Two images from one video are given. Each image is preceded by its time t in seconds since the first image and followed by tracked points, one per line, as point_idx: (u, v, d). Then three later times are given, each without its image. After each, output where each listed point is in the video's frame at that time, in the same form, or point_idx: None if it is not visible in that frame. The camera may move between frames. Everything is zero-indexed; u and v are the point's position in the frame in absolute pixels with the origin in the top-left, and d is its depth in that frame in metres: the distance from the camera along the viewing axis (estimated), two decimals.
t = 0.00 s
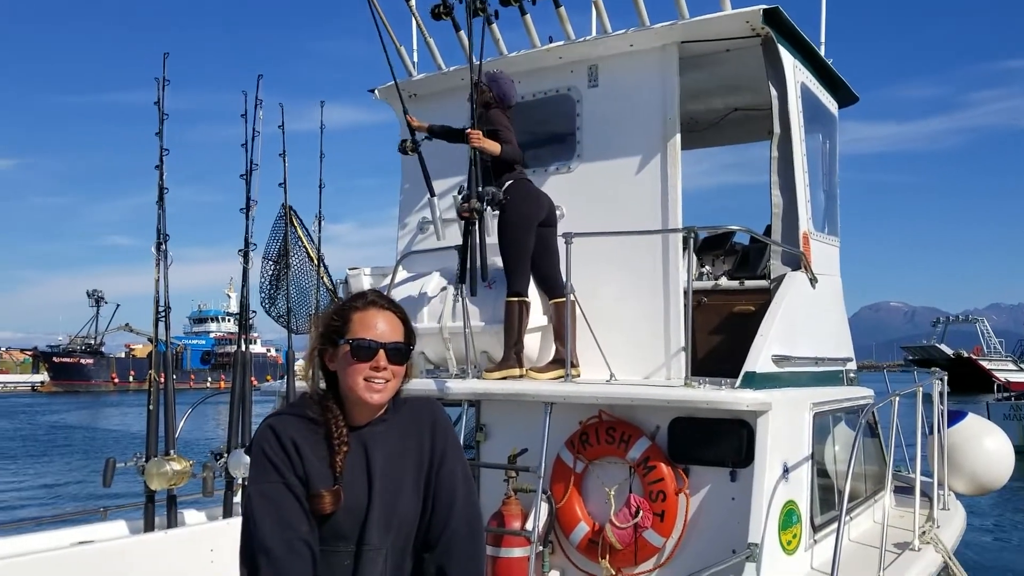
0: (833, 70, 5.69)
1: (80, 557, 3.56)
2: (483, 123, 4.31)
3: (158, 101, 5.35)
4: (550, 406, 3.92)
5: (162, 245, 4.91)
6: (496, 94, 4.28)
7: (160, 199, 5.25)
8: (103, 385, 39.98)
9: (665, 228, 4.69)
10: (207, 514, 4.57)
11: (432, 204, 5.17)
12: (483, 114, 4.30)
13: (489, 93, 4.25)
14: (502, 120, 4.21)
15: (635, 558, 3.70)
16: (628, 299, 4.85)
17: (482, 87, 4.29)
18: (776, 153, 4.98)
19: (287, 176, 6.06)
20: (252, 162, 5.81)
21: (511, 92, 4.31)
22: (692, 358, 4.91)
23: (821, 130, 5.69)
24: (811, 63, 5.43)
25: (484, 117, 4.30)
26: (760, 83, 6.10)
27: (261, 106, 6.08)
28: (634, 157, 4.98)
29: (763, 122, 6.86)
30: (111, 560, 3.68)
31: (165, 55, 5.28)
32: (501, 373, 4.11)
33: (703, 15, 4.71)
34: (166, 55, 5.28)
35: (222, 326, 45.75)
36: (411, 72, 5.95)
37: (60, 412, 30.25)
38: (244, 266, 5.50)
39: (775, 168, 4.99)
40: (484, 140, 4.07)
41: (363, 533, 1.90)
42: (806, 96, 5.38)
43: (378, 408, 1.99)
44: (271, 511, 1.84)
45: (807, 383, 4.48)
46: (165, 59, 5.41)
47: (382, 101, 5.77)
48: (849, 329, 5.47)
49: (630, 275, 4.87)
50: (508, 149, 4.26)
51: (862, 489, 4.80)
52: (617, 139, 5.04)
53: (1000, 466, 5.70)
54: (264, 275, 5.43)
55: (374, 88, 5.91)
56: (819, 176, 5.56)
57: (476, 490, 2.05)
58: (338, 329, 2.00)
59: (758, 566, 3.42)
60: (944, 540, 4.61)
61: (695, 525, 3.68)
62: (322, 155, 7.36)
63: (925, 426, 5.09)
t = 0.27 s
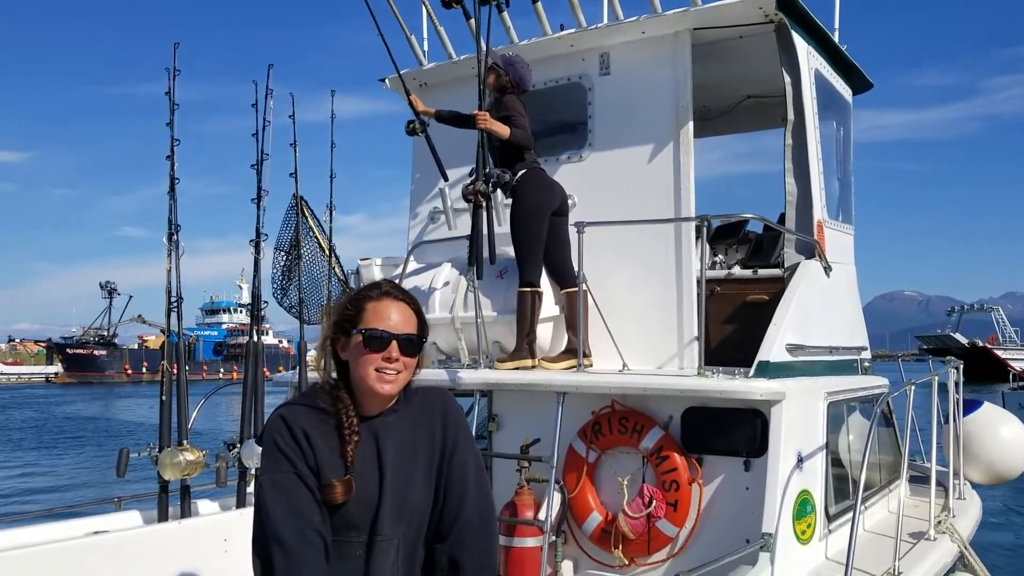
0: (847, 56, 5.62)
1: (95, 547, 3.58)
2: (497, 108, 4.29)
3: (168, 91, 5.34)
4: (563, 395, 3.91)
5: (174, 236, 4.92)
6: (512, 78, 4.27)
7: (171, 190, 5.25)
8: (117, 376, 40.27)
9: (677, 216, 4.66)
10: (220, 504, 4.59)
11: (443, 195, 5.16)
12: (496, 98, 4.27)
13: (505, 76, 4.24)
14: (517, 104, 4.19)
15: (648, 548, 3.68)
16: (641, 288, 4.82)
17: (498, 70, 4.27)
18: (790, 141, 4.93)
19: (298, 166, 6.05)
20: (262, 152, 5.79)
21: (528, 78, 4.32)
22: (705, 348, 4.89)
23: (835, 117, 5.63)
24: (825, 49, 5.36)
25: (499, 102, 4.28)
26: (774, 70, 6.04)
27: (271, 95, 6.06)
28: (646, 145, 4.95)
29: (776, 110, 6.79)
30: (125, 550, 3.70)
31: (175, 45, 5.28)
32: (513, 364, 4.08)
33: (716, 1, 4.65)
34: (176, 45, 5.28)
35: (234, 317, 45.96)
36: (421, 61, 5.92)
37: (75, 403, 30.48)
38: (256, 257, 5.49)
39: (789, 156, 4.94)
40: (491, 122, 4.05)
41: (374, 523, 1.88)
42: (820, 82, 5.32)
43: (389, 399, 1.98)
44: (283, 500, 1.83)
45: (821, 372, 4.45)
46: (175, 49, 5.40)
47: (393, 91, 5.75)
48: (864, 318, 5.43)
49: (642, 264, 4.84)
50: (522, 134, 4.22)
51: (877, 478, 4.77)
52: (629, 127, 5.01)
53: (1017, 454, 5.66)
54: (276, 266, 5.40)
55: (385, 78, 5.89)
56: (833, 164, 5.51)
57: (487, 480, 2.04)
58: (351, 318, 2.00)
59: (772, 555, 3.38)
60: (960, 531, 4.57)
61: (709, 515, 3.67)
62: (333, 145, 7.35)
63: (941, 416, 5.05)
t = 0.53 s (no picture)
0: (851, 30, 5.57)
1: (101, 522, 3.61)
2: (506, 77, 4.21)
3: (167, 67, 5.31)
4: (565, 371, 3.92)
5: (175, 213, 4.90)
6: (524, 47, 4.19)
7: (171, 166, 5.23)
8: (120, 354, 40.39)
9: (680, 192, 4.64)
10: (224, 480, 4.62)
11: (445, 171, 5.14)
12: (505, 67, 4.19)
13: (518, 45, 4.16)
14: (526, 76, 4.12)
15: (650, 523, 3.70)
16: (643, 264, 4.81)
17: (509, 39, 4.19)
18: (794, 116, 4.89)
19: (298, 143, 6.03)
20: (263, 129, 5.76)
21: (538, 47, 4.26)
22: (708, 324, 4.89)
23: (838, 92, 5.58)
24: (829, 23, 5.31)
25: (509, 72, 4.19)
26: (777, 45, 5.99)
27: (271, 71, 6.02)
28: (649, 121, 4.91)
29: (779, 85, 6.74)
30: (131, 525, 3.73)
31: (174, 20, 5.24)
32: (517, 341, 4.09)
33: None
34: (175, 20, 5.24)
35: (236, 294, 46.01)
36: (421, 36, 5.87)
37: (78, 381, 30.61)
38: (257, 235, 5.49)
39: (791, 131, 4.91)
40: (501, 92, 3.96)
41: (377, 499, 1.90)
42: (824, 57, 5.28)
43: (391, 374, 1.98)
44: (287, 476, 1.82)
45: (823, 348, 4.45)
46: (174, 24, 5.36)
47: (393, 66, 5.71)
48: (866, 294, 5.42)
49: (644, 241, 4.83)
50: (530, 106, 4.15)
51: (879, 454, 4.79)
52: (631, 102, 4.97)
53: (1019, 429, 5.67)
54: (278, 244, 5.41)
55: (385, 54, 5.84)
56: (837, 139, 5.47)
57: (488, 457, 2.07)
58: (353, 294, 1.99)
59: (774, 530, 3.40)
60: (961, 505, 4.60)
61: (711, 490, 3.69)
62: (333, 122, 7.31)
63: (943, 391, 5.06)
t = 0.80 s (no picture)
0: (854, 10, 5.52)
1: (102, 502, 3.62)
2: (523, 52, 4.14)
3: (165, 45, 5.26)
4: (566, 352, 3.91)
5: (174, 193, 4.88)
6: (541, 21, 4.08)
7: (170, 147, 5.20)
8: (121, 336, 40.43)
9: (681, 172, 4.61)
10: (225, 461, 4.63)
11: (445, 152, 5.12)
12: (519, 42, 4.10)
13: (536, 18, 4.06)
14: (541, 53, 4.04)
15: (650, 504, 3.71)
16: (644, 246, 4.80)
17: (526, 14, 4.08)
18: (796, 96, 4.85)
19: (297, 123, 5.98)
20: (262, 108, 5.72)
21: (556, 19, 4.14)
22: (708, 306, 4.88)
23: (841, 73, 5.54)
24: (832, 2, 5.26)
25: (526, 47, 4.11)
26: (780, 24, 5.94)
27: (270, 50, 5.97)
28: (650, 101, 4.88)
29: (782, 65, 6.69)
30: (132, 506, 3.74)
31: None
32: (517, 323, 4.11)
33: None
34: None
35: (236, 276, 45.98)
36: (421, 15, 5.81)
37: (80, 363, 30.68)
38: (257, 215, 5.47)
39: (794, 111, 4.88)
40: (503, 67, 3.88)
41: (373, 478, 1.88)
42: (827, 36, 5.23)
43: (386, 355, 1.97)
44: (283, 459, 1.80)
45: (824, 330, 4.44)
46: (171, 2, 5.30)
47: (392, 46, 5.66)
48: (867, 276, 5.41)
49: (645, 222, 4.81)
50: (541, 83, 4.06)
51: (878, 435, 4.79)
52: (633, 82, 4.93)
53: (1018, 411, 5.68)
54: (278, 226, 5.40)
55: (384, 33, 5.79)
56: (839, 119, 5.44)
57: (485, 436, 2.10)
58: (350, 274, 1.97)
59: (774, 510, 3.42)
60: (960, 486, 4.61)
61: (710, 471, 3.70)
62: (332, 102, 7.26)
63: (943, 373, 5.06)
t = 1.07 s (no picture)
0: (854, 7, 5.51)
1: (101, 499, 3.62)
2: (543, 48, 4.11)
3: (164, 42, 5.25)
4: (566, 350, 3.91)
5: (173, 190, 4.87)
6: (563, 18, 4.05)
7: (169, 143, 5.19)
8: (120, 333, 40.42)
9: (681, 169, 4.61)
10: (225, 458, 4.63)
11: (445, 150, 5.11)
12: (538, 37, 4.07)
13: (559, 16, 4.02)
14: (562, 50, 3.99)
15: (649, 501, 3.71)
16: (644, 243, 4.79)
17: (549, 12, 4.04)
18: (795, 93, 4.84)
19: (297, 119, 5.98)
20: (262, 105, 5.71)
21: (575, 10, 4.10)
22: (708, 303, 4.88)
23: (841, 70, 5.53)
24: None
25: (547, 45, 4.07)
26: (780, 21, 5.93)
27: (269, 46, 5.96)
28: (651, 98, 4.87)
29: (782, 62, 6.68)
30: (133, 503, 3.74)
31: None
32: (517, 320, 4.10)
33: None
34: None
35: (236, 273, 45.97)
36: (421, 12, 5.80)
37: (80, 360, 30.68)
38: (256, 212, 5.47)
39: (794, 108, 4.88)
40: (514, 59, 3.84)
41: (367, 476, 1.88)
42: (827, 34, 5.22)
43: (378, 352, 1.96)
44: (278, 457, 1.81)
45: (824, 327, 4.44)
46: None
47: (392, 42, 5.65)
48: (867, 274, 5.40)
49: (645, 219, 4.80)
50: (557, 78, 4.01)
51: (878, 433, 4.79)
52: (633, 79, 4.92)
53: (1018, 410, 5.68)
54: (277, 223, 5.39)
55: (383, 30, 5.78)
56: (839, 117, 5.43)
57: (481, 433, 2.08)
58: (346, 270, 1.97)
59: (774, 508, 3.42)
60: (960, 484, 4.61)
61: (710, 468, 3.69)
62: (332, 99, 7.25)
63: (943, 371, 5.06)
